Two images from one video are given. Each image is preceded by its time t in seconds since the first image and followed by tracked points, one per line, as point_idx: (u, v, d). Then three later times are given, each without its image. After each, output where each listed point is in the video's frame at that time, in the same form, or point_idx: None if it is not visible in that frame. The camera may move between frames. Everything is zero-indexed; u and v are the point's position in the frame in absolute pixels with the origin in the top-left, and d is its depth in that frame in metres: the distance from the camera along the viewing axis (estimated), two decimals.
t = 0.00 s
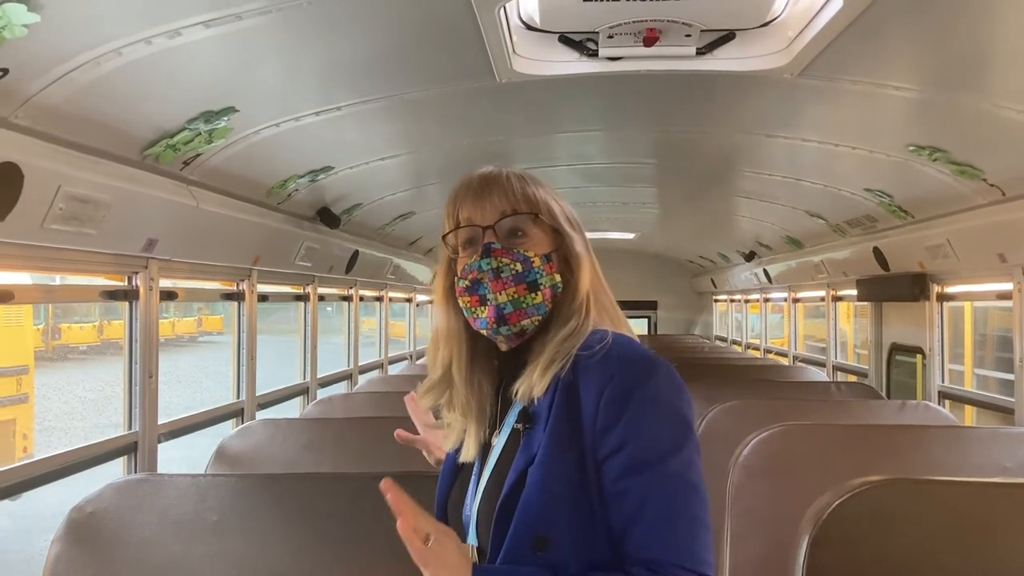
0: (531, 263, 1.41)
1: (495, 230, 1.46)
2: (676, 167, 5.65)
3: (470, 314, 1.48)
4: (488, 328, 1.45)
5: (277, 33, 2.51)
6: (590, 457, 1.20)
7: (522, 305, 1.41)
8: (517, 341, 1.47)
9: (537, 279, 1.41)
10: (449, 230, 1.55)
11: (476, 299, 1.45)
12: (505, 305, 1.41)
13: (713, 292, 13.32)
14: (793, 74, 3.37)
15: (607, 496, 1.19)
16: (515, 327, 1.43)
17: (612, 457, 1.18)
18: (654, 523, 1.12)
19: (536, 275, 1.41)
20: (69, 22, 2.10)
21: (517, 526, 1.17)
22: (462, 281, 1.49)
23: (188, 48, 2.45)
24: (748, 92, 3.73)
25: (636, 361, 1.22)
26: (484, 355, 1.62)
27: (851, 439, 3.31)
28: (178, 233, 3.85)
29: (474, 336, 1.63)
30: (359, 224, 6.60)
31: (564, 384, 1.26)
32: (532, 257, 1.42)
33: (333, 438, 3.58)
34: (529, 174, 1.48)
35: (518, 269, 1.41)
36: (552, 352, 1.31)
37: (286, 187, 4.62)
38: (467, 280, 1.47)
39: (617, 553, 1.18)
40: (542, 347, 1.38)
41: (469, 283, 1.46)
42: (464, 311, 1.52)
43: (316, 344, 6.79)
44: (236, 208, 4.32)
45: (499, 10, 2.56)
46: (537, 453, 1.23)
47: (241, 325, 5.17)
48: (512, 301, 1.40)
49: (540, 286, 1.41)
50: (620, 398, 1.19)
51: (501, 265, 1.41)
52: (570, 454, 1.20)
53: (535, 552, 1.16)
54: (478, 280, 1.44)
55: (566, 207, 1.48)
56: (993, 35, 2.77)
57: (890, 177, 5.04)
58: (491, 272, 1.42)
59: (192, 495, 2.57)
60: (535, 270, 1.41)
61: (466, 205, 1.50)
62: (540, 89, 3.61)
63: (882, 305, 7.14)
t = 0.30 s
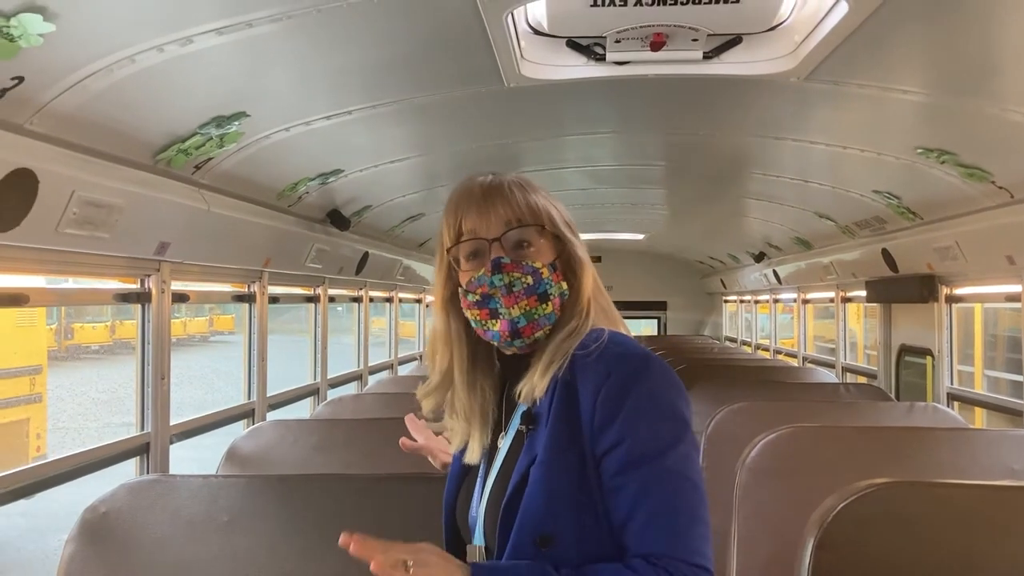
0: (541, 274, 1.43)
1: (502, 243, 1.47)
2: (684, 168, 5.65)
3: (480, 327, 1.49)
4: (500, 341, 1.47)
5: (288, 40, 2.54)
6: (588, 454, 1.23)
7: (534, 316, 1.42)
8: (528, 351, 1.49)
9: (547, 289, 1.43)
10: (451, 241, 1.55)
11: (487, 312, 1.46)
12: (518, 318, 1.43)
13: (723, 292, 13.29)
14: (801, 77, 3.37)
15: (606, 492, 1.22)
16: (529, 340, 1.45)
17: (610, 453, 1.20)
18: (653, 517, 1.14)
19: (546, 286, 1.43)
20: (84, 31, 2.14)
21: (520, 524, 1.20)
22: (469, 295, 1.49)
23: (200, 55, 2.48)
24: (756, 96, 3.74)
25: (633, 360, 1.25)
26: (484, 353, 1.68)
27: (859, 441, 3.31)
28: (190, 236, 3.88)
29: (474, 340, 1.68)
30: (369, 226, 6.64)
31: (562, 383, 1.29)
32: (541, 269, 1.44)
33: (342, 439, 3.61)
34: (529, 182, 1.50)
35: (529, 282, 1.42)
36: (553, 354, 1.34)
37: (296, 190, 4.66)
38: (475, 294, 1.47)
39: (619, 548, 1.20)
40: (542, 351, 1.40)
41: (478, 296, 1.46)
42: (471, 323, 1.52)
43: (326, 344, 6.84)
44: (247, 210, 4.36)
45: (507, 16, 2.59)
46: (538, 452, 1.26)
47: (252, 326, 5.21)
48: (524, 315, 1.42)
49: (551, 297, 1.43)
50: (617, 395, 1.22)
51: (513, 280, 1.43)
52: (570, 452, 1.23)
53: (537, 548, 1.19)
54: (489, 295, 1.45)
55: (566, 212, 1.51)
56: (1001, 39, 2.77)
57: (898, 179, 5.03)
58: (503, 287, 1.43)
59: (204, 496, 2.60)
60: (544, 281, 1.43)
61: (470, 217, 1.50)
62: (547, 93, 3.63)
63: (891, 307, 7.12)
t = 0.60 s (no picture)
0: (536, 272, 1.44)
1: (498, 243, 1.49)
2: (698, 168, 5.64)
3: (477, 325, 1.49)
4: (497, 339, 1.47)
5: (304, 43, 2.57)
6: (592, 451, 1.26)
7: (530, 314, 1.42)
8: (525, 348, 1.49)
9: (542, 287, 1.43)
10: (449, 243, 1.56)
11: (483, 310, 1.45)
12: (514, 315, 1.43)
13: (737, 292, 13.22)
14: (814, 78, 3.36)
15: (610, 488, 1.25)
16: (525, 336, 1.45)
17: (614, 449, 1.23)
18: (657, 511, 1.18)
19: (542, 284, 1.43)
20: (105, 36, 2.17)
21: (528, 523, 1.22)
22: (466, 293, 1.49)
23: (218, 58, 2.52)
24: (770, 96, 3.73)
25: (632, 357, 1.28)
26: (487, 355, 1.69)
27: (873, 442, 3.29)
28: (208, 237, 3.92)
29: (475, 341, 1.70)
30: (383, 226, 6.67)
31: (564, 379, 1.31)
32: (536, 267, 1.44)
33: (357, 438, 3.63)
34: (526, 184, 1.52)
35: (525, 280, 1.42)
36: (553, 351, 1.35)
37: (312, 191, 4.70)
38: (472, 293, 1.48)
39: (625, 541, 1.23)
40: (542, 353, 1.40)
41: (474, 295, 1.46)
42: (469, 322, 1.52)
43: (341, 344, 6.88)
44: (263, 211, 4.40)
45: (521, 18, 2.60)
46: (543, 450, 1.27)
47: (268, 326, 5.25)
48: (520, 312, 1.42)
49: (546, 294, 1.43)
50: (620, 392, 1.25)
51: (508, 278, 1.43)
52: (574, 450, 1.25)
53: (545, 545, 1.21)
54: (485, 293, 1.45)
55: (563, 213, 1.53)
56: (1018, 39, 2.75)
57: (912, 179, 4.99)
58: (499, 285, 1.43)
59: (221, 494, 2.63)
60: (540, 279, 1.43)
61: (467, 218, 1.52)
62: (560, 94, 3.64)
63: (907, 307, 7.07)
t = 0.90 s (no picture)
0: (551, 272, 1.45)
1: (514, 242, 1.49)
2: (715, 169, 5.61)
3: (492, 324, 1.49)
4: (512, 337, 1.47)
5: (325, 48, 2.59)
6: (610, 452, 1.26)
7: (545, 312, 1.43)
8: (540, 348, 1.49)
9: (557, 287, 1.44)
10: (465, 243, 1.57)
11: (498, 309, 1.46)
12: (528, 314, 1.43)
13: (753, 292, 13.14)
14: (833, 80, 3.34)
15: (628, 489, 1.25)
16: (539, 335, 1.46)
17: (632, 451, 1.23)
18: (676, 513, 1.18)
19: (556, 284, 1.44)
20: (131, 42, 2.20)
21: (547, 525, 1.22)
22: (482, 292, 1.50)
23: (241, 63, 2.54)
24: (788, 97, 3.71)
25: (647, 359, 1.28)
26: (498, 357, 1.68)
27: (893, 445, 3.26)
28: (230, 239, 3.97)
29: (486, 341, 1.70)
30: (400, 227, 6.70)
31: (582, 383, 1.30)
32: (551, 267, 1.46)
33: (375, 438, 3.66)
34: (543, 187, 1.53)
35: (540, 279, 1.44)
36: (570, 352, 1.34)
37: (331, 193, 4.73)
38: (488, 291, 1.49)
39: (644, 543, 1.23)
40: (558, 353, 1.40)
41: (490, 293, 1.48)
42: (484, 321, 1.53)
43: (359, 344, 6.92)
44: (284, 213, 4.44)
45: (541, 21, 2.60)
46: (561, 453, 1.27)
47: (287, 326, 5.29)
48: (535, 310, 1.43)
49: (561, 294, 1.44)
50: (637, 393, 1.25)
51: (524, 276, 1.44)
52: (591, 452, 1.25)
53: (564, 548, 1.21)
54: (500, 291, 1.46)
55: (578, 218, 1.54)
56: None
57: (931, 180, 4.94)
58: (514, 283, 1.45)
59: (244, 493, 2.66)
60: (555, 279, 1.45)
61: (483, 219, 1.52)
62: (577, 96, 3.64)
63: (926, 308, 6.99)
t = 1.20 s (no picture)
0: (572, 270, 1.44)
1: (535, 239, 1.49)
2: (732, 168, 5.57)
3: (512, 321, 1.49)
4: (531, 334, 1.47)
5: (344, 49, 2.60)
6: (629, 451, 1.25)
7: (565, 310, 1.43)
8: (559, 346, 1.49)
9: (577, 285, 1.43)
10: (486, 240, 1.57)
11: (518, 306, 1.46)
12: (548, 311, 1.43)
13: (771, 292, 13.04)
14: (852, 79, 3.31)
15: (647, 488, 1.24)
16: (559, 332, 1.45)
17: (651, 450, 1.22)
18: (694, 511, 1.17)
19: (577, 282, 1.44)
20: (154, 44, 2.22)
21: (566, 524, 1.22)
22: (502, 289, 1.50)
23: (261, 64, 2.56)
24: (806, 96, 3.67)
25: (666, 357, 1.27)
26: (519, 357, 1.70)
27: (913, 446, 3.23)
28: (249, 239, 3.99)
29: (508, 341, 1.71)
30: (417, 227, 6.72)
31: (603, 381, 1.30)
32: (572, 265, 1.45)
33: (392, 437, 3.67)
34: (564, 186, 1.52)
35: (560, 277, 1.43)
36: (590, 351, 1.34)
37: (349, 193, 4.76)
38: (508, 288, 1.49)
39: (662, 542, 1.23)
40: (577, 351, 1.40)
41: (510, 290, 1.47)
42: (504, 318, 1.52)
43: (376, 343, 6.94)
44: (303, 213, 4.46)
45: (558, 22, 2.60)
46: (580, 452, 1.27)
47: (306, 326, 5.32)
48: (555, 307, 1.42)
49: (581, 292, 1.43)
50: (656, 393, 1.24)
51: (544, 273, 1.44)
52: (611, 450, 1.25)
53: (583, 546, 1.21)
54: (520, 288, 1.46)
55: (599, 218, 1.53)
56: None
57: (951, 179, 4.88)
58: (534, 280, 1.44)
59: (264, 491, 2.67)
60: (575, 277, 1.44)
61: (505, 217, 1.52)
62: (594, 96, 3.63)
63: (945, 308, 6.90)
